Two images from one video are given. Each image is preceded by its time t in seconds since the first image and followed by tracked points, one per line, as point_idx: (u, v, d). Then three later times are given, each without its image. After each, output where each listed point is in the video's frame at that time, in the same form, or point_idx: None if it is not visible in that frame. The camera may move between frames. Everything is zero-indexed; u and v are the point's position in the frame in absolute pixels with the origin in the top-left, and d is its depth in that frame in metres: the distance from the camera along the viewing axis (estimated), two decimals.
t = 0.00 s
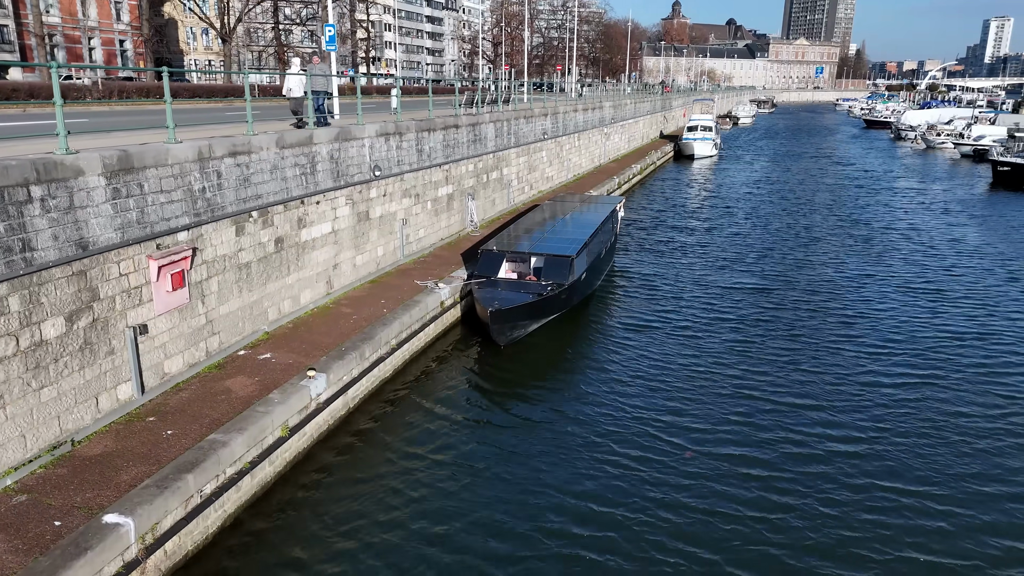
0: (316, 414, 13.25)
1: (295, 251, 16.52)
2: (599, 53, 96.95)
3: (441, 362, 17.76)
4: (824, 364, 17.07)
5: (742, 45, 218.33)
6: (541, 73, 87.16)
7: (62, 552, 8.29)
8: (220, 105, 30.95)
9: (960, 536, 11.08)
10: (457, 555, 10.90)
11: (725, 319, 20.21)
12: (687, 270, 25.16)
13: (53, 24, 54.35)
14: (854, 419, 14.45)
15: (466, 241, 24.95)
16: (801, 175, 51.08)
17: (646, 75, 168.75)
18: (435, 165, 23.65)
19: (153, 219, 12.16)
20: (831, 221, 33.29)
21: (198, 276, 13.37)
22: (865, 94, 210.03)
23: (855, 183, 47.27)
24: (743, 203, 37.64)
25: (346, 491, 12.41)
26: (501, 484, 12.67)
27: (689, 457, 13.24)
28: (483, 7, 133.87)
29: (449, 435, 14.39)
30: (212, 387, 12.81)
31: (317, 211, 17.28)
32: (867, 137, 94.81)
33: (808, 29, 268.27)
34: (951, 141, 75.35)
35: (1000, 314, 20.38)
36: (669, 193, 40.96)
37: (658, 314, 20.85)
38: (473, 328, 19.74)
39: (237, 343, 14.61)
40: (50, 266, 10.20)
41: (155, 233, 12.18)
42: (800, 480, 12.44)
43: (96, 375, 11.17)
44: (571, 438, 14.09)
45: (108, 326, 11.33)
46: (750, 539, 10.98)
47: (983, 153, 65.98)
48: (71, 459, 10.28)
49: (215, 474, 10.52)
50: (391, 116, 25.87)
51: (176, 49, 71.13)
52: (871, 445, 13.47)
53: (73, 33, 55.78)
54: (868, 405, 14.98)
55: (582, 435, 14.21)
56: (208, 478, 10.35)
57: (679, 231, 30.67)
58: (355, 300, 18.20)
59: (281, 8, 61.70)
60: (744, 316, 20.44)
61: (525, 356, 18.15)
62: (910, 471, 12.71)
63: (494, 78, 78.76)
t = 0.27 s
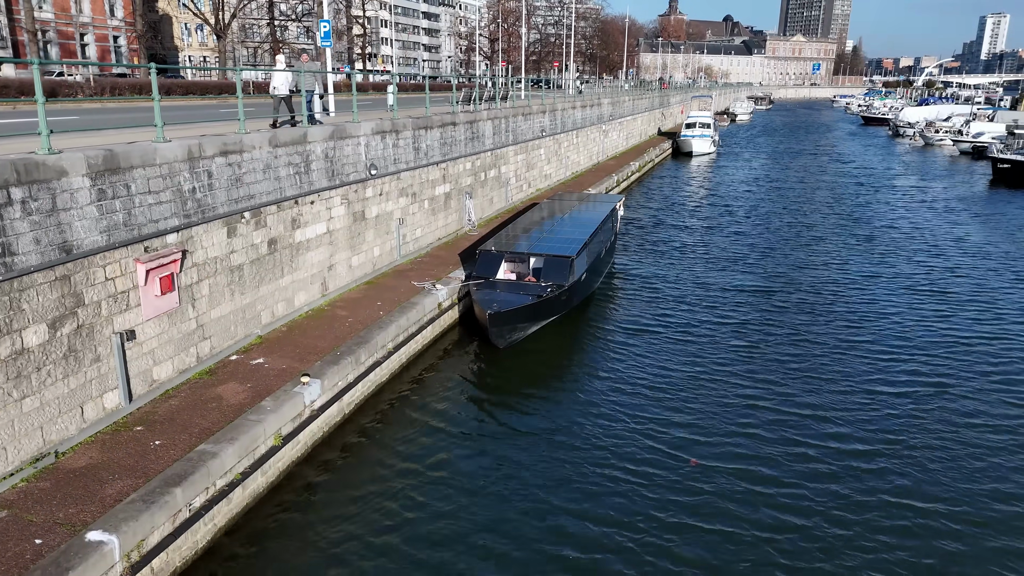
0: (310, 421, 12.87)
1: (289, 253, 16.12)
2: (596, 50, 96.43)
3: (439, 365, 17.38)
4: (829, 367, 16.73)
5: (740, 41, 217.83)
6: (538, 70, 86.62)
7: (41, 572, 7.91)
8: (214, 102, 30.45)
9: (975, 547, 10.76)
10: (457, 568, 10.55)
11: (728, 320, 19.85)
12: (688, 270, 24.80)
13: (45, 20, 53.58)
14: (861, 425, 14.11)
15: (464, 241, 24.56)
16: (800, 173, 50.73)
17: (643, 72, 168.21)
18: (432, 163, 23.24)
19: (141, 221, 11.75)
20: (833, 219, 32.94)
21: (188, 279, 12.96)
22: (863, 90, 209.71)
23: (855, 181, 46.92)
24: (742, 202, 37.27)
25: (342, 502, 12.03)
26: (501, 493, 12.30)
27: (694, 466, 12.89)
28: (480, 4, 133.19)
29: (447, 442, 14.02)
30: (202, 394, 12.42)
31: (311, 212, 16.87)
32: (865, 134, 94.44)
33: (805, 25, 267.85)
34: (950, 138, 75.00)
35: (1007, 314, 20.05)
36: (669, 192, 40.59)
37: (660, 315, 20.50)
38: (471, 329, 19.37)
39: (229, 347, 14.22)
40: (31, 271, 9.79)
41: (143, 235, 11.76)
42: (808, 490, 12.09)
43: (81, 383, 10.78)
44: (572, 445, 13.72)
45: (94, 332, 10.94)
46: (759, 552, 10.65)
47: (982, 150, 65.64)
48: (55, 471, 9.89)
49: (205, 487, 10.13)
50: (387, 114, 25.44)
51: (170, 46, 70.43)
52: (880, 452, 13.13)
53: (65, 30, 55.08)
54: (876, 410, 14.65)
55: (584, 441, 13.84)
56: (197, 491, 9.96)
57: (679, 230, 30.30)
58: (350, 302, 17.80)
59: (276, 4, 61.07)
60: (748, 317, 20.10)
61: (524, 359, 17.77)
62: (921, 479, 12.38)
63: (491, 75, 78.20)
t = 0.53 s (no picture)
0: (302, 431, 12.48)
1: (281, 255, 15.70)
2: (593, 47, 95.95)
3: (434, 369, 16.98)
4: (833, 371, 16.39)
5: (736, 38, 217.39)
6: (534, 66, 86.04)
7: None
8: (206, 99, 29.94)
9: (988, 562, 10.45)
10: None
11: (729, 323, 19.51)
12: (688, 270, 24.46)
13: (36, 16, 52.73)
14: (868, 432, 13.78)
15: (460, 241, 24.17)
16: (798, 170, 50.39)
17: (640, 69, 167.80)
18: (428, 162, 22.81)
19: (125, 225, 11.33)
20: (833, 218, 32.60)
21: (175, 283, 12.55)
22: (859, 87, 209.48)
23: (854, 178, 46.60)
24: (741, 200, 36.91)
25: (334, 515, 11.65)
26: (499, 505, 11.95)
27: (697, 476, 12.54)
28: None
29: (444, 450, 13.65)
30: (190, 403, 12.01)
31: (303, 213, 16.45)
32: (863, 131, 94.10)
33: (801, 22, 267.47)
34: (948, 135, 74.70)
35: (1011, 316, 19.76)
36: (667, 190, 40.22)
37: (660, 318, 20.16)
38: (468, 332, 19.00)
39: (219, 353, 13.81)
40: (9, 278, 9.38)
41: (127, 239, 11.34)
42: (815, 501, 11.75)
43: (62, 394, 10.37)
44: (571, 455, 13.38)
45: (75, 341, 10.52)
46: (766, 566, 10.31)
47: (981, 147, 65.37)
48: (34, 487, 9.49)
49: (191, 502, 9.73)
50: (381, 112, 25.00)
51: (164, 42, 69.76)
52: (888, 461, 12.81)
53: (57, 25, 54.30)
54: (882, 417, 14.32)
55: (584, 450, 13.50)
56: (183, 507, 9.56)
57: (678, 229, 29.93)
58: (344, 304, 17.40)
59: None
60: (749, 319, 19.75)
61: (522, 363, 17.39)
62: (931, 490, 12.05)
63: (488, 71, 77.61)
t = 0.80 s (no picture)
0: (293, 441, 12.07)
1: (271, 258, 15.28)
2: (589, 43, 95.47)
3: (430, 374, 16.59)
4: (838, 376, 16.04)
5: (732, 34, 216.97)
6: (530, 63, 85.52)
7: None
8: (197, 98, 29.42)
9: None
10: None
11: (730, 325, 19.14)
12: (687, 270, 24.10)
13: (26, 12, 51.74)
14: (875, 441, 13.42)
15: (456, 241, 23.77)
16: (796, 168, 50.08)
17: (637, 65, 167.28)
18: (423, 161, 22.40)
19: (108, 229, 10.91)
20: (833, 217, 32.28)
21: (161, 289, 12.12)
22: (855, 84, 209.27)
23: (852, 176, 46.29)
24: (740, 199, 36.55)
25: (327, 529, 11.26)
26: (497, 516, 11.60)
27: (701, 486, 12.17)
28: None
29: (440, 459, 13.27)
30: (177, 413, 11.59)
31: (295, 214, 16.03)
32: (860, 128, 93.81)
33: (797, 18, 267.12)
34: (946, 132, 74.41)
35: (1016, 319, 19.47)
36: (665, 188, 39.85)
37: (660, 320, 19.81)
38: (464, 336, 18.60)
39: (207, 360, 13.39)
40: None
41: (109, 244, 10.92)
42: (823, 514, 11.39)
43: (41, 407, 9.97)
44: (571, 463, 12.98)
45: (54, 351, 10.11)
46: None
47: (979, 144, 65.11)
48: (10, 505, 9.09)
49: (176, 519, 9.33)
50: (376, 110, 24.58)
51: (157, 39, 69.06)
52: (895, 470, 12.51)
53: (48, 22, 53.59)
54: (889, 425, 13.97)
55: (584, 459, 13.10)
56: (167, 525, 9.16)
57: (677, 229, 29.55)
58: (337, 308, 16.98)
59: None
60: (751, 321, 19.41)
61: (520, 368, 17.01)
62: (941, 502, 11.70)
63: (484, 69, 77.08)
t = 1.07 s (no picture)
0: (286, 453, 11.71)
1: (265, 263, 14.91)
2: (588, 40, 94.91)
3: (427, 382, 16.23)
4: (843, 386, 15.73)
5: (730, 32, 216.56)
6: (528, 60, 85.00)
7: None
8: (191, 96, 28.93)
9: None
10: None
11: (733, 331, 18.83)
12: (689, 273, 23.78)
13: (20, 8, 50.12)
14: (882, 456, 13.12)
15: (454, 243, 23.40)
16: (795, 168, 49.79)
17: (635, 63, 166.72)
18: (421, 162, 22.02)
19: (94, 235, 10.53)
20: (834, 217, 31.99)
21: (150, 296, 11.72)
22: (853, 82, 209.03)
23: (853, 176, 46.02)
24: (740, 199, 36.23)
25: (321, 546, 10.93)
26: (497, 533, 11.32)
27: (705, 503, 11.85)
28: None
29: (438, 472, 12.95)
30: (165, 425, 11.21)
31: (289, 218, 15.65)
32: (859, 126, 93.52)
33: (795, 16, 266.74)
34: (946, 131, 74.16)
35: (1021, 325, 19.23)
36: (664, 188, 39.51)
37: (662, 324, 19.50)
38: (462, 340, 18.25)
39: (198, 369, 13.01)
40: None
41: (95, 251, 10.53)
42: (832, 533, 11.08)
43: (23, 421, 9.60)
44: (571, 479, 12.65)
45: (36, 363, 9.72)
46: None
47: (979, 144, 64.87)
48: None
49: (163, 539, 8.96)
50: (373, 109, 24.17)
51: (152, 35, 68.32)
52: (903, 485, 12.26)
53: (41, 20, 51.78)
54: (896, 439, 13.68)
55: (584, 474, 12.77)
56: (154, 545, 8.80)
57: (677, 230, 29.25)
58: (332, 313, 16.61)
59: None
60: (754, 326, 19.11)
61: (519, 375, 16.66)
62: (952, 521, 11.40)
63: (482, 66, 76.54)
